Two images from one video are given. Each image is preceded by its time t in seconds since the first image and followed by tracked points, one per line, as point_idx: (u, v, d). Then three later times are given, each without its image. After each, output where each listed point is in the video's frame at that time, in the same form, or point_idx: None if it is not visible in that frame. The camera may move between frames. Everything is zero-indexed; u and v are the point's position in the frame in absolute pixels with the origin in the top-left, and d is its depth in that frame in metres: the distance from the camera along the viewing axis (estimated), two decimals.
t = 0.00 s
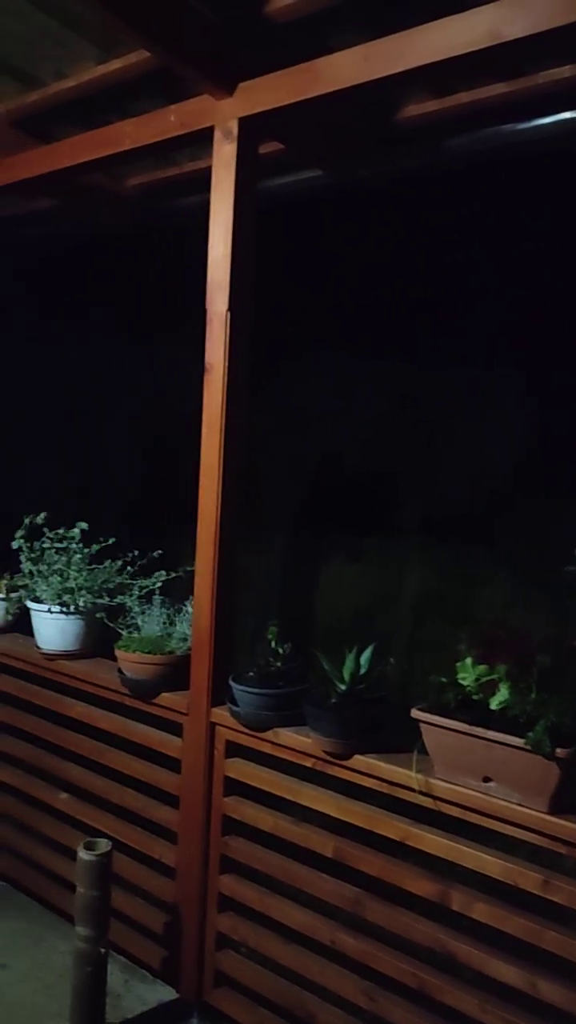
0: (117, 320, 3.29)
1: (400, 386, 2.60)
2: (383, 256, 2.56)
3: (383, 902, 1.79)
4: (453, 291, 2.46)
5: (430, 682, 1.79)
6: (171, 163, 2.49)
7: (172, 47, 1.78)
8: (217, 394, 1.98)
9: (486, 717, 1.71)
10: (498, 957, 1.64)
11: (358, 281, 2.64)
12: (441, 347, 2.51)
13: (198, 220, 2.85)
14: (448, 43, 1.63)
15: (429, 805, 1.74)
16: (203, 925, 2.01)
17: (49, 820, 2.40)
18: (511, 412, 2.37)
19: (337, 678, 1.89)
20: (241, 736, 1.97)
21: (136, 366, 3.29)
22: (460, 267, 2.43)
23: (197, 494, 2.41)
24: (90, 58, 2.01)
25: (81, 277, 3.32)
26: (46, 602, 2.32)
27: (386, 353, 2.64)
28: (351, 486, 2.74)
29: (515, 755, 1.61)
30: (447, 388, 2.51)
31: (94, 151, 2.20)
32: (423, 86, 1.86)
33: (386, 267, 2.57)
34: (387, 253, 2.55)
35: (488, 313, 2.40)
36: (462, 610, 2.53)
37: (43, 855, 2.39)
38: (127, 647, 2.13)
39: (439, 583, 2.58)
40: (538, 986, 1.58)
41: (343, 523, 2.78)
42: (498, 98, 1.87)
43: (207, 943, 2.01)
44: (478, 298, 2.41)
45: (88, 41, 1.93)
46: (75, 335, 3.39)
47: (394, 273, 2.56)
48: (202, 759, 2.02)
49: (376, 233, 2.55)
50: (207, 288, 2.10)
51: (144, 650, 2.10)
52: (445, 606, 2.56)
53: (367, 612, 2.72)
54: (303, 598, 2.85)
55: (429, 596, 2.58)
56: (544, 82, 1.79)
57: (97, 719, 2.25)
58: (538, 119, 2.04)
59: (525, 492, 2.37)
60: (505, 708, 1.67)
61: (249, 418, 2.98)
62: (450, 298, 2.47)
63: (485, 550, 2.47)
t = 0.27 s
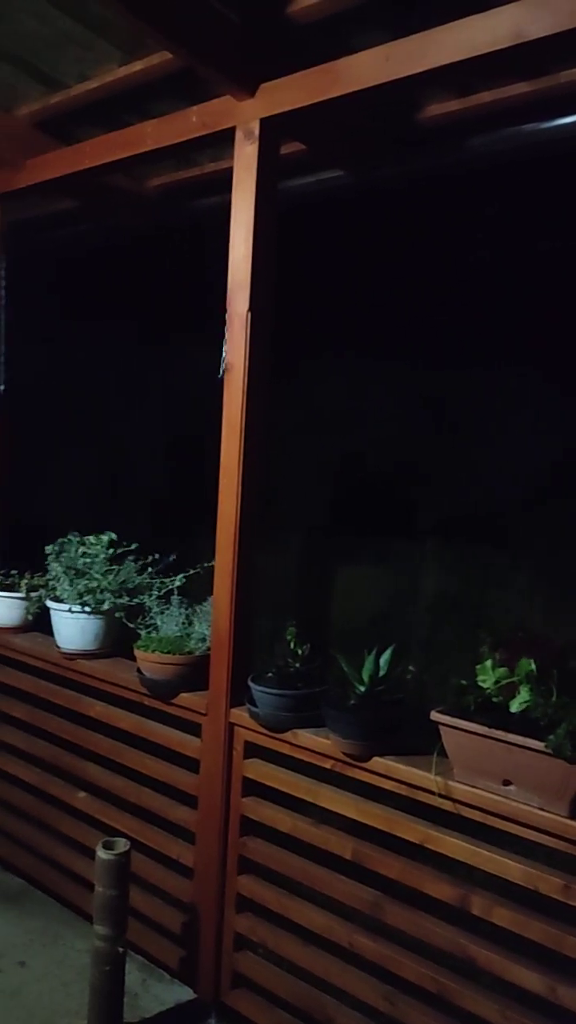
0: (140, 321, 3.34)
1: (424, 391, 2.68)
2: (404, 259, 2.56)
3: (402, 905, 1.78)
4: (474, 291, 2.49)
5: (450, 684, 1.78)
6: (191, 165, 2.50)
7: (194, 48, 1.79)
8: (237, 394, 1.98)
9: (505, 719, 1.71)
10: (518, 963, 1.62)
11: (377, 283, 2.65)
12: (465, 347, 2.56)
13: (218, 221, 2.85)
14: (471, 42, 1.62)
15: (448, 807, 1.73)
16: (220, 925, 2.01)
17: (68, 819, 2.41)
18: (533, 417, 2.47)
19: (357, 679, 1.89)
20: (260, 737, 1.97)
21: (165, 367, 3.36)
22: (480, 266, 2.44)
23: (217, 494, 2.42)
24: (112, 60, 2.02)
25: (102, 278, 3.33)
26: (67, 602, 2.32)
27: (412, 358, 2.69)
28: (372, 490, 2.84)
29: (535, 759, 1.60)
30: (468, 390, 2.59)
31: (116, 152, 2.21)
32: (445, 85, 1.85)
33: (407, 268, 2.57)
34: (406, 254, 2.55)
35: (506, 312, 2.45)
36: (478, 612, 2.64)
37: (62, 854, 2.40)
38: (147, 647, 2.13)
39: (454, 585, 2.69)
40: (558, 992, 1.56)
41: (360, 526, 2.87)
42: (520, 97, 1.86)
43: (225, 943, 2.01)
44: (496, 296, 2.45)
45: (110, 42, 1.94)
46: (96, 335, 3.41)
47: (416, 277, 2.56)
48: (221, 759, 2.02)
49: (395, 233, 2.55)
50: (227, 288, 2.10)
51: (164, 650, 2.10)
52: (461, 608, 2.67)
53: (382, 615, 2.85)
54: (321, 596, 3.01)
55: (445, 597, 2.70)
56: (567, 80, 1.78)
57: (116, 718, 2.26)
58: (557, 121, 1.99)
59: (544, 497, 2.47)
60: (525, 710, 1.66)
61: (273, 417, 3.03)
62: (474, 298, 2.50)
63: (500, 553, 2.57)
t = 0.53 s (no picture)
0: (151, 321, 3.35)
1: (434, 391, 2.69)
2: (414, 258, 2.56)
3: (411, 905, 1.77)
4: (484, 291, 2.49)
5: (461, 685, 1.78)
6: (202, 165, 2.50)
7: (206, 48, 1.79)
8: (248, 394, 1.99)
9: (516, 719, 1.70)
10: (528, 964, 1.62)
11: (388, 282, 2.65)
12: (470, 347, 2.58)
13: (229, 221, 2.85)
14: (484, 41, 1.62)
15: (458, 807, 1.73)
16: (229, 924, 2.01)
17: (78, 817, 2.41)
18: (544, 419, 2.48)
19: (367, 679, 1.89)
20: (270, 737, 1.97)
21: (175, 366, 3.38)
22: (489, 267, 2.44)
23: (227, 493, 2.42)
24: (124, 60, 2.02)
25: (113, 278, 3.34)
26: (78, 601, 2.33)
27: (420, 358, 2.69)
28: (381, 490, 2.85)
29: (545, 760, 1.59)
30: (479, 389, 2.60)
31: (128, 152, 2.21)
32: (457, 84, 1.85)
33: (420, 269, 2.56)
34: (418, 253, 2.54)
35: (510, 313, 2.45)
36: (488, 612, 2.67)
37: (72, 852, 2.40)
38: (157, 646, 2.13)
39: (463, 585, 2.71)
40: (568, 993, 1.56)
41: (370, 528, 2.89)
42: (531, 96, 1.86)
43: (234, 942, 2.01)
44: (500, 296, 2.46)
45: (123, 42, 1.95)
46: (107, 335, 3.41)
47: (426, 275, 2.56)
48: (230, 758, 2.02)
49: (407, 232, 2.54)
50: (238, 288, 2.10)
51: (174, 650, 2.11)
52: (471, 608, 2.70)
53: (391, 614, 2.88)
54: (329, 595, 3.02)
55: (455, 598, 2.72)
56: None
57: (126, 716, 2.26)
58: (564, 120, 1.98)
59: (554, 498, 2.48)
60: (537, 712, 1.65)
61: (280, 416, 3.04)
62: (484, 298, 2.49)
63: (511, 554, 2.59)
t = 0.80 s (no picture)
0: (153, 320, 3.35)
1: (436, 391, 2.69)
2: (417, 257, 2.56)
3: (414, 904, 1.78)
4: (486, 291, 2.49)
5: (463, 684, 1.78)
6: (205, 164, 2.50)
7: (209, 48, 1.79)
8: (251, 394, 1.99)
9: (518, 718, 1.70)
10: (530, 963, 1.62)
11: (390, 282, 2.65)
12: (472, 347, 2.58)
13: (231, 220, 2.86)
14: (487, 41, 1.62)
15: (460, 806, 1.73)
16: (231, 923, 2.02)
17: (80, 814, 2.42)
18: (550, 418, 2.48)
19: (369, 679, 1.89)
20: (272, 735, 1.97)
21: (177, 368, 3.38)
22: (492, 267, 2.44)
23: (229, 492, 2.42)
24: (128, 59, 2.03)
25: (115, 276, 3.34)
26: (80, 600, 2.33)
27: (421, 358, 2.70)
28: (387, 486, 2.86)
29: (547, 759, 1.59)
30: (484, 387, 2.60)
31: (131, 151, 2.22)
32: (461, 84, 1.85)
33: (422, 268, 2.57)
34: (420, 253, 2.55)
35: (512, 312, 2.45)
36: (490, 611, 2.67)
37: (74, 849, 2.40)
38: (160, 645, 2.14)
39: (465, 584, 2.72)
40: (569, 992, 1.56)
41: (373, 526, 2.90)
42: (535, 96, 1.86)
43: (235, 941, 2.01)
44: (502, 296, 2.46)
45: (126, 42, 1.95)
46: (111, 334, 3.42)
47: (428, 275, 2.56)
48: (232, 757, 2.02)
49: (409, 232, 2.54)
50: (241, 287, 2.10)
51: (177, 649, 2.11)
52: (472, 606, 2.70)
53: (392, 612, 2.90)
54: (334, 591, 3.06)
55: (456, 596, 2.73)
56: None
57: (128, 715, 2.27)
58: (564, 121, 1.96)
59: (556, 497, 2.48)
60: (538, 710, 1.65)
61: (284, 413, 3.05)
62: (486, 298, 2.49)
63: (513, 552, 2.60)
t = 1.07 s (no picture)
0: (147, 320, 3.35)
1: (430, 390, 2.69)
2: (411, 257, 2.56)
3: (407, 904, 1.78)
4: (480, 292, 2.49)
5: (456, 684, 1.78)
6: (199, 164, 2.50)
7: (203, 47, 1.79)
8: (245, 395, 1.99)
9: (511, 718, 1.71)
10: (523, 962, 1.62)
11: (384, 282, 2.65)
12: (466, 347, 2.58)
13: (225, 220, 2.86)
14: (482, 41, 1.62)
15: (453, 806, 1.73)
16: (224, 922, 2.01)
17: (74, 814, 2.41)
18: (547, 418, 2.46)
19: (362, 678, 1.89)
20: (266, 735, 1.97)
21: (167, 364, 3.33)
22: (486, 267, 2.44)
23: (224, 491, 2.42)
24: (122, 59, 2.03)
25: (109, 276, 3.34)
26: (72, 597, 2.35)
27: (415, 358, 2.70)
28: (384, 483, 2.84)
29: (541, 759, 1.60)
30: (482, 386, 2.58)
31: (125, 151, 2.21)
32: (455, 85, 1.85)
33: (416, 269, 2.57)
34: (414, 253, 2.55)
35: (506, 312, 2.46)
36: (484, 610, 2.64)
37: (67, 848, 2.40)
38: (153, 645, 2.14)
39: (458, 584, 2.70)
40: (562, 991, 1.56)
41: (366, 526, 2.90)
42: (530, 96, 1.86)
43: (229, 940, 2.01)
44: (496, 296, 2.46)
45: (119, 41, 1.95)
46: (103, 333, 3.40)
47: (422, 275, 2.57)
48: (225, 756, 2.02)
49: (403, 232, 2.54)
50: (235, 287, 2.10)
51: (170, 649, 2.11)
52: (466, 606, 2.68)
53: (387, 612, 2.84)
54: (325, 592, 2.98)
55: (451, 596, 2.71)
56: None
57: (121, 714, 2.27)
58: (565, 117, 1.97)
59: (550, 497, 2.48)
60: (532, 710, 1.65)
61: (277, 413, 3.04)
62: (480, 298, 2.50)
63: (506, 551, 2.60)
